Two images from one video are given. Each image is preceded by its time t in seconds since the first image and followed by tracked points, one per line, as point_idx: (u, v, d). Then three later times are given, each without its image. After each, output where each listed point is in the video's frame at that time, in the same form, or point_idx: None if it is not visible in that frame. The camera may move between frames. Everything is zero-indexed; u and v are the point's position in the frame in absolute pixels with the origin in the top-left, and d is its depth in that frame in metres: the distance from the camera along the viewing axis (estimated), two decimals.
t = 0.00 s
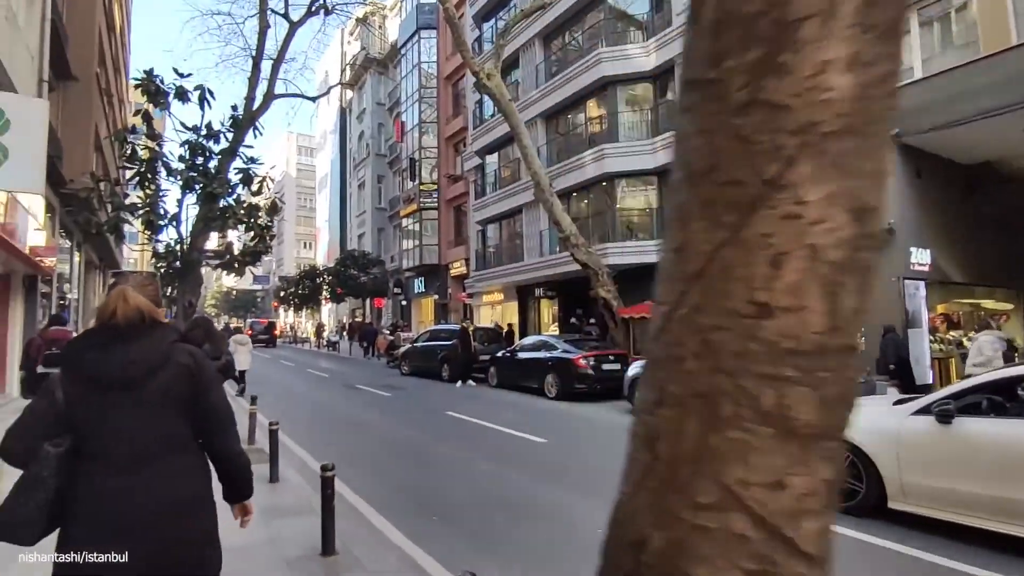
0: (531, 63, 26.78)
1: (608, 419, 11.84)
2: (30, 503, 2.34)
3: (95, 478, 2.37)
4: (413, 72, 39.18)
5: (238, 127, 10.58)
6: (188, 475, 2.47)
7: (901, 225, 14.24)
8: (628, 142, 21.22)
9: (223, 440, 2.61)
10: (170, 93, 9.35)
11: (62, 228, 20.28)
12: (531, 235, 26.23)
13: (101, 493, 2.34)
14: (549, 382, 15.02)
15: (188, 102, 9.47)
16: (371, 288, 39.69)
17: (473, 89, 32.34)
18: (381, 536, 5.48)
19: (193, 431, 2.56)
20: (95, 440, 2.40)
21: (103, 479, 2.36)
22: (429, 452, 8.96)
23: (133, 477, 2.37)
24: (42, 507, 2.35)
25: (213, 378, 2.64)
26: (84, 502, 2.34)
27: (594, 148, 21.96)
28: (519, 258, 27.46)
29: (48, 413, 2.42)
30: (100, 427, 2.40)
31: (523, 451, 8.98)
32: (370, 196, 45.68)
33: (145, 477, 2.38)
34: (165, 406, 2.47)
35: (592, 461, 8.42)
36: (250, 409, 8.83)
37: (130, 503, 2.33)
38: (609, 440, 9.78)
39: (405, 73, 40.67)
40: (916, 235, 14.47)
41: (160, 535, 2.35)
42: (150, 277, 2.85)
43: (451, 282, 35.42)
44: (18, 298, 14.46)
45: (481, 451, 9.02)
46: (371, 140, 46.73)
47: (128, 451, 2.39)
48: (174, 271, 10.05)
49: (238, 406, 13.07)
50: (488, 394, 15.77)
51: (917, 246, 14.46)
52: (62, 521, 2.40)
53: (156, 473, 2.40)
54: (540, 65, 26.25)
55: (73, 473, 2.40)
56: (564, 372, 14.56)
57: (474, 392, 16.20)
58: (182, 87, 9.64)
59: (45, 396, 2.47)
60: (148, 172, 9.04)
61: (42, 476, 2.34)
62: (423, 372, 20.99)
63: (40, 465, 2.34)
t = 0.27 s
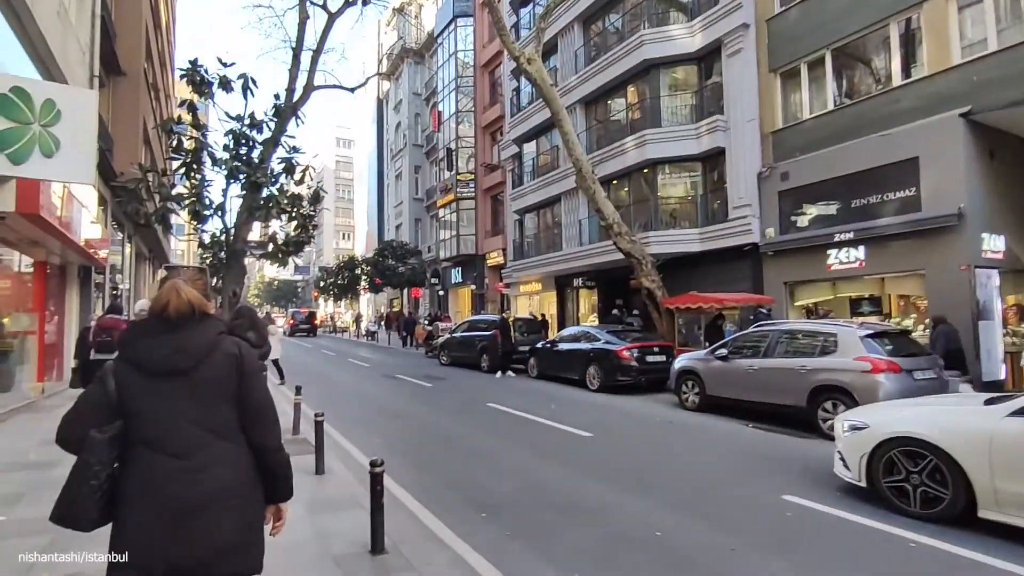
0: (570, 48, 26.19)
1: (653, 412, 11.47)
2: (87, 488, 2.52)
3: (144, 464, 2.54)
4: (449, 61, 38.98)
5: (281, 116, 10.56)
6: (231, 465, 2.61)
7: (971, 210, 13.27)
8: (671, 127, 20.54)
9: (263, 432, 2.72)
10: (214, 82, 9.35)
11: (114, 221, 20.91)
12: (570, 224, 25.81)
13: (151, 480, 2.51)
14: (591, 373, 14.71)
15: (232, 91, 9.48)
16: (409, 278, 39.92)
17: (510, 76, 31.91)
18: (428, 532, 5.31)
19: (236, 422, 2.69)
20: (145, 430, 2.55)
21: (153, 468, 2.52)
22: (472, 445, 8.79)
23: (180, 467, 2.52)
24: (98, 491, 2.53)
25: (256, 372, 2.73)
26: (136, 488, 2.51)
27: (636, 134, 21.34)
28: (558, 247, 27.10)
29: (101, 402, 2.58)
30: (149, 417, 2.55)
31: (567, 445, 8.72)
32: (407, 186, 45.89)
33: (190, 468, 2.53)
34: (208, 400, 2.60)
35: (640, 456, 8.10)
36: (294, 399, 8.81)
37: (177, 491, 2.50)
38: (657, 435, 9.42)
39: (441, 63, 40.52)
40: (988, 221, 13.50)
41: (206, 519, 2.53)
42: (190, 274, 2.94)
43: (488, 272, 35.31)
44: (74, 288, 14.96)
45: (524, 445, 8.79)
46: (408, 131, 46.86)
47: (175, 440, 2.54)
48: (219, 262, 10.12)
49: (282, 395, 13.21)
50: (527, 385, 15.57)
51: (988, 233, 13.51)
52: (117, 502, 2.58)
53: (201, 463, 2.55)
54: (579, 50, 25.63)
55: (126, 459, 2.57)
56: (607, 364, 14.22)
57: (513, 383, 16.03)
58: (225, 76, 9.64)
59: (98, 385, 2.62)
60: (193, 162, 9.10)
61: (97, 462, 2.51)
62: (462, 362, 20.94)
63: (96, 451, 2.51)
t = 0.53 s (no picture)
0: (612, 24, 25.34)
1: (703, 399, 11.04)
2: (137, 466, 2.42)
3: (201, 442, 2.45)
4: (487, 42, 38.44)
5: (322, 97, 10.45)
6: (281, 445, 2.58)
7: None
8: (720, 103, 19.63)
9: (312, 416, 2.71)
10: (255, 64, 9.27)
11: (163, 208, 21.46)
12: (611, 206, 25.20)
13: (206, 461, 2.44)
14: (635, 359, 14.29)
15: (273, 73, 9.39)
16: (448, 263, 39.99)
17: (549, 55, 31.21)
18: (478, 524, 5.08)
19: (286, 405, 2.66)
20: (200, 409, 2.47)
21: (207, 448, 2.44)
22: (517, 431, 8.58)
23: (235, 448, 2.46)
24: (149, 468, 2.41)
25: (304, 353, 2.74)
26: (189, 469, 2.43)
27: (682, 111, 20.53)
28: (598, 230, 26.55)
29: (156, 378, 2.46)
30: (206, 396, 2.47)
31: (616, 433, 8.41)
32: (445, 171, 45.82)
33: (245, 449, 2.47)
34: (263, 381, 2.56)
35: (693, 445, 7.73)
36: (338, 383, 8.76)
37: (232, 473, 2.43)
38: (709, 424, 9.02)
39: (479, 44, 40.02)
40: None
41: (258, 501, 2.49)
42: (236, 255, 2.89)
43: (528, 257, 35.02)
44: (127, 274, 15.40)
45: (571, 432, 8.53)
46: (446, 115, 46.67)
47: (230, 421, 2.48)
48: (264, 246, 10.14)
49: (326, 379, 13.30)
50: (570, 370, 15.29)
51: None
52: (163, 483, 2.48)
53: (255, 445, 2.50)
54: (622, 25, 24.76)
55: (178, 438, 2.48)
56: (653, 349, 13.77)
57: (555, 368, 15.78)
58: (266, 57, 9.56)
59: (151, 361, 2.50)
60: (237, 145, 9.06)
61: (151, 441, 2.41)
62: (502, 347, 20.79)
63: (152, 430, 2.41)
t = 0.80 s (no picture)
0: (631, 12, 24.81)
1: (728, 397, 10.69)
2: (138, 459, 2.26)
3: (206, 436, 2.33)
4: (503, 33, 37.95)
5: (336, 87, 10.20)
6: (285, 439, 2.54)
7: None
8: (742, 91, 19.07)
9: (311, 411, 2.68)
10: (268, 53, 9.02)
11: (179, 203, 21.43)
12: (629, 198, 24.74)
13: (211, 455, 2.32)
14: (656, 355, 13.93)
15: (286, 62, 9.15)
16: (463, 257, 39.75)
17: (565, 45, 30.68)
18: (499, 533, 4.82)
19: (284, 399, 2.61)
20: (207, 401, 2.36)
21: (212, 442, 2.33)
22: (537, 431, 8.32)
23: (240, 442, 2.37)
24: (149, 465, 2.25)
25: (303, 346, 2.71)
26: (195, 464, 2.31)
27: (703, 100, 19.98)
28: (616, 223, 26.13)
29: (162, 368, 2.29)
30: (214, 389, 2.36)
31: (640, 434, 8.11)
32: (460, 164, 45.56)
33: (251, 444, 2.39)
34: (270, 376, 2.50)
35: (721, 448, 7.40)
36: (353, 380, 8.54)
37: (241, 468, 2.35)
38: (736, 424, 8.67)
39: (494, 35, 39.60)
40: None
41: (261, 498, 2.41)
42: (249, 242, 2.79)
43: (543, 250, 34.67)
44: (143, 269, 15.36)
45: (592, 432, 8.25)
46: (460, 108, 46.36)
47: (237, 415, 2.38)
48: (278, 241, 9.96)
49: (342, 375, 13.13)
50: (588, 366, 14.98)
51: None
52: (160, 476, 2.34)
53: (259, 440, 2.42)
54: (641, 13, 24.21)
55: (180, 432, 2.34)
56: (674, 345, 13.40)
57: (573, 363, 15.49)
58: (280, 46, 9.34)
59: (155, 349, 2.31)
60: (249, 137, 8.84)
61: (157, 434, 2.26)
62: (518, 342, 20.52)
63: (159, 423, 2.26)
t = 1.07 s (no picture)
0: (632, 7, 24.49)
1: (735, 397, 10.39)
2: (85, 475, 2.08)
3: (164, 441, 2.22)
4: (503, 30, 37.63)
5: (331, 78, 9.90)
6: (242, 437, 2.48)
7: None
8: (746, 87, 18.74)
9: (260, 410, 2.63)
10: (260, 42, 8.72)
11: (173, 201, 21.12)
12: (631, 196, 24.43)
13: (166, 464, 2.21)
14: (660, 354, 13.61)
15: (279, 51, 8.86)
16: (463, 255, 39.40)
17: (565, 42, 30.36)
18: (499, 545, 4.51)
19: (236, 397, 2.52)
20: (160, 408, 2.24)
21: (166, 450, 2.21)
22: (540, 434, 8.01)
23: (195, 448, 2.27)
24: (102, 479, 2.09)
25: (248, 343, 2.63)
26: (154, 471, 2.19)
27: (706, 96, 19.65)
28: (617, 221, 25.84)
29: (106, 378, 2.13)
30: (167, 394, 2.24)
31: (646, 438, 7.80)
32: (460, 162, 45.25)
33: (206, 448, 2.30)
34: (222, 378, 2.41)
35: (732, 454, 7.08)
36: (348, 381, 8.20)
37: (205, 470, 2.27)
38: (746, 428, 8.36)
39: (494, 32, 39.28)
40: None
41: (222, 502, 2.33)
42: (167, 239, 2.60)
43: (544, 249, 34.38)
44: (134, 266, 15.02)
45: (597, 436, 7.93)
46: (460, 106, 46.04)
47: (189, 420, 2.28)
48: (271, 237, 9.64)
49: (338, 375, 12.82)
50: (590, 366, 14.68)
51: None
52: (111, 489, 2.18)
53: (213, 443, 2.33)
54: (642, 7, 23.88)
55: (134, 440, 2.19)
56: (678, 345, 13.09)
57: (575, 363, 15.19)
58: (273, 35, 9.03)
59: (96, 355, 2.14)
60: (241, 129, 8.53)
61: (108, 447, 2.09)
62: (519, 341, 20.21)
63: (110, 435, 2.09)
